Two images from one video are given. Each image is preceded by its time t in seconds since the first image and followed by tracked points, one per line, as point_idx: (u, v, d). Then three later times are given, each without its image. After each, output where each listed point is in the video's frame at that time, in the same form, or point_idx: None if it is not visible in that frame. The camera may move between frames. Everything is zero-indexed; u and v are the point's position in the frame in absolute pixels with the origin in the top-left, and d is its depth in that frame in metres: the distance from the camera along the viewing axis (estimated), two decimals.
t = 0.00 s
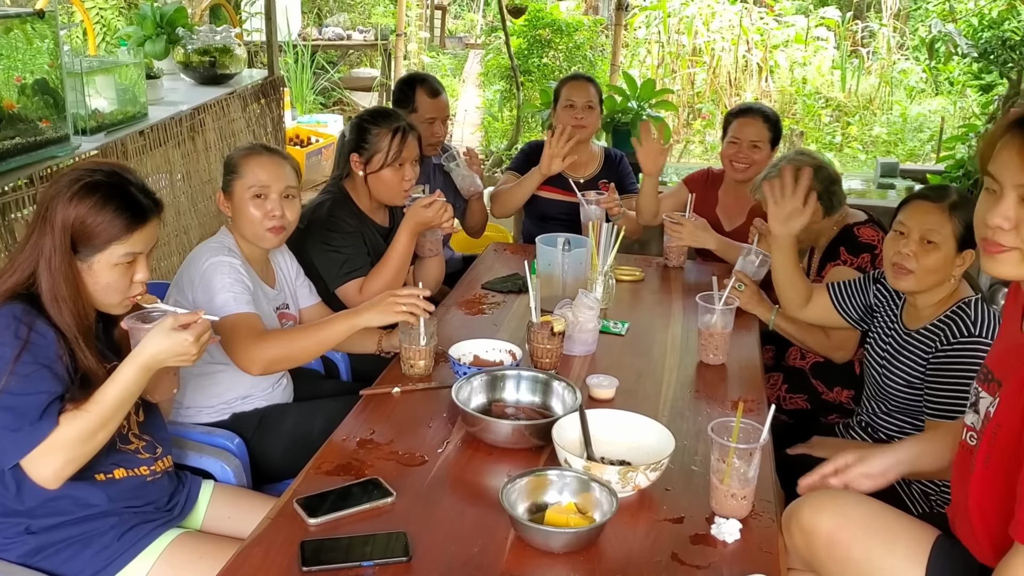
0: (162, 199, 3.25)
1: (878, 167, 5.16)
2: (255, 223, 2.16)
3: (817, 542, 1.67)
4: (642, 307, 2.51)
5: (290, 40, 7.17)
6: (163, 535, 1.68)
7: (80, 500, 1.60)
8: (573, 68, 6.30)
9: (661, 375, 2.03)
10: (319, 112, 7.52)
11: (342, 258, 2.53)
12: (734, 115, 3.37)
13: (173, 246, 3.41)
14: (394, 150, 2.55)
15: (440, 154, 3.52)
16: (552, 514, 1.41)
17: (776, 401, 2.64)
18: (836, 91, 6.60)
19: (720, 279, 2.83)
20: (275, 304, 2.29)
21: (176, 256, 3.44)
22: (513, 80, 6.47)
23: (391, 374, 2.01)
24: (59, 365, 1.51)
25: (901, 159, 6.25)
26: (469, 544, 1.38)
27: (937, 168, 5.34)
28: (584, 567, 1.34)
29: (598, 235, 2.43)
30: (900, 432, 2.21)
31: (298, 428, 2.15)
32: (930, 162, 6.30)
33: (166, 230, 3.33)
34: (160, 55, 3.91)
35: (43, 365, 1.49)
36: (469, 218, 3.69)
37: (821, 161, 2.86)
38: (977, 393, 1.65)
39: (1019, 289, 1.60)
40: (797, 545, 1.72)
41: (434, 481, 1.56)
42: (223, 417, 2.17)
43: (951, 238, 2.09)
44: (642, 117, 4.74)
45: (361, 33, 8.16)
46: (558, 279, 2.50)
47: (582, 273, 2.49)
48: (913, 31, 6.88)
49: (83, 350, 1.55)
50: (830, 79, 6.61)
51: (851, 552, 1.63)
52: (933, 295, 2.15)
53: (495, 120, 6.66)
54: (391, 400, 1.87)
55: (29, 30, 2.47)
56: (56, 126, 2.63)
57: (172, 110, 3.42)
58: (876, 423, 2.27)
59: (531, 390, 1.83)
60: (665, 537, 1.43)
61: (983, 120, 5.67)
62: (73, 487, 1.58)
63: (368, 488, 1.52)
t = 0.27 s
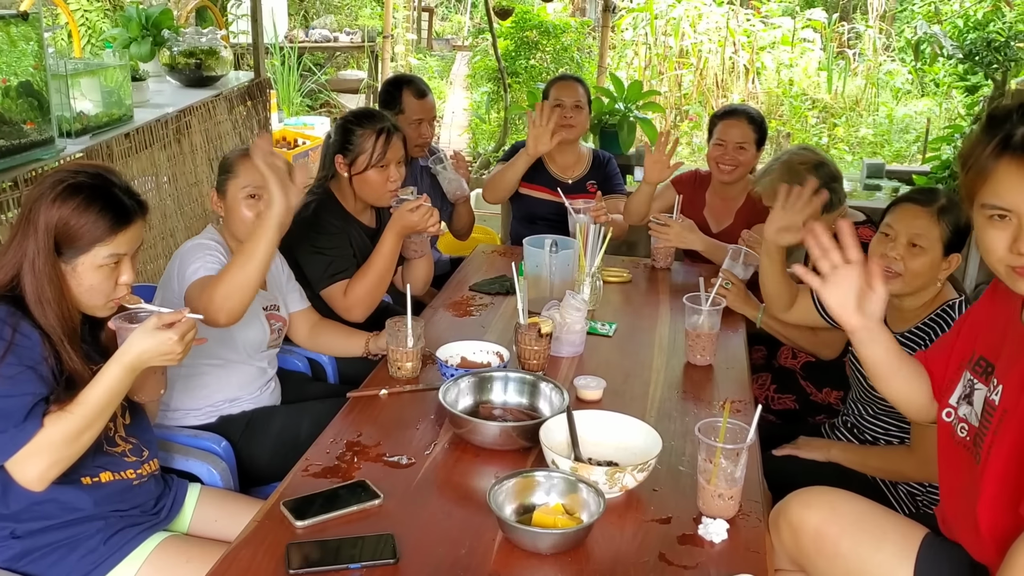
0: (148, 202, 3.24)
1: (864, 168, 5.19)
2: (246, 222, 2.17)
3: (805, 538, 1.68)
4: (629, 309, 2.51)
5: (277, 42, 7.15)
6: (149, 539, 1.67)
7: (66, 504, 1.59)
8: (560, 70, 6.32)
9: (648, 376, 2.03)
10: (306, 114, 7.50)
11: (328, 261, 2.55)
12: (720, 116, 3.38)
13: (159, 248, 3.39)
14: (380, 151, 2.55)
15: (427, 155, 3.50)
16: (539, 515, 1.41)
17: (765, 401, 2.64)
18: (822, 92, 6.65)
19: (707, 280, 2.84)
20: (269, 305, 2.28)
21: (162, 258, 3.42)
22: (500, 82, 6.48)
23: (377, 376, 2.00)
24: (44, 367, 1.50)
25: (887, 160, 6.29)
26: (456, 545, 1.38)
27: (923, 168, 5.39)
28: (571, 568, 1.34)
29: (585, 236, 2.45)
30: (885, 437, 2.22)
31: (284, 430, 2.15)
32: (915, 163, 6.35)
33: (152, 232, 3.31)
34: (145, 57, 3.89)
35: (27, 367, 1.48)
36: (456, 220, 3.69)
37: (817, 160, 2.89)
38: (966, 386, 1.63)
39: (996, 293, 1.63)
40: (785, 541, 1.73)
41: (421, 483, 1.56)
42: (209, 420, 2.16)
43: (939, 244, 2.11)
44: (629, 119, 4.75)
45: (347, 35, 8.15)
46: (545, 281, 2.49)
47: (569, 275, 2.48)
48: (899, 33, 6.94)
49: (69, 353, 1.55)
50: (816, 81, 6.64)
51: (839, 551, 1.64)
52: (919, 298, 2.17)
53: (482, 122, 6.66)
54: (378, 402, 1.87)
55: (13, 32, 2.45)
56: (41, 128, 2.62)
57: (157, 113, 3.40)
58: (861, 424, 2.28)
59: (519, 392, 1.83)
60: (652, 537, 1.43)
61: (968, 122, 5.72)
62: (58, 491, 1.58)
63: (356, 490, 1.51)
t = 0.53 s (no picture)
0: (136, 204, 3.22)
1: (855, 167, 5.20)
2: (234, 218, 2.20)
3: (800, 538, 1.67)
4: (621, 309, 2.51)
5: (267, 42, 7.12)
6: (138, 542, 1.65)
7: (55, 507, 1.58)
8: (551, 70, 6.32)
9: (640, 377, 2.03)
10: (296, 115, 7.48)
11: (315, 264, 2.52)
12: (705, 117, 3.39)
13: (148, 250, 3.38)
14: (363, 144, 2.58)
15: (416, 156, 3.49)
16: (531, 517, 1.40)
17: (757, 402, 2.64)
18: (813, 92, 6.63)
19: (699, 280, 2.84)
20: (250, 303, 2.28)
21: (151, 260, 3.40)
22: (491, 82, 6.47)
23: (368, 378, 1.99)
24: (31, 371, 1.49)
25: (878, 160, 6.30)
26: (448, 548, 1.37)
27: (913, 168, 5.41)
28: (563, 570, 1.33)
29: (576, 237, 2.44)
30: (875, 437, 2.22)
31: (274, 432, 2.13)
32: (906, 163, 6.37)
33: (141, 234, 3.30)
34: (134, 57, 3.88)
35: (15, 371, 1.47)
36: (447, 221, 3.68)
37: (817, 156, 2.92)
38: (956, 377, 1.66)
39: (983, 270, 1.68)
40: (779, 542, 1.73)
41: (412, 485, 1.55)
42: (198, 422, 2.14)
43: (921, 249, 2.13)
44: (620, 119, 4.75)
45: (338, 35, 8.12)
46: (536, 281, 2.49)
47: (560, 275, 2.48)
48: (889, 33, 6.98)
49: (55, 351, 1.54)
50: (807, 81, 6.66)
51: (833, 550, 1.63)
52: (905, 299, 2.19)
53: (473, 122, 6.65)
54: (369, 404, 1.86)
55: (2, 32, 2.44)
56: (29, 129, 2.60)
57: (146, 113, 3.38)
58: (852, 426, 2.28)
59: (510, 393, 1.82)
60: (645, 538, 1.42)
61: (958, 121, 5.76)
62: (47, 494, 1.57)
63: (347, 492, 1.50)
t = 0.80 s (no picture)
0: (126, 207, 3.22)
1: (846, 168, 5.22)
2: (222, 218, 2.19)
3: (792, 541, 1.67)
4: (613, 311, 2.51)
5: (257, 44, 7.12)
6: (129, 546, 1.65)
7: (44, 512, 1.58)
8: (542, 72, 6.32)
9: (632, 378, 2.03)
10: (287, 117, 7.47)
11: (299, 264, 2.55)
12: (686, 119, 3.40)
13: (140, 253, 3.37)
14: (353, 137, 2.63)
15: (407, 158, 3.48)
16: (524, 520, 1.40)
17: (749, 403, 2.65)
18: (803, 94, 6.66)
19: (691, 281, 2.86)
20: (242, 305, 2.28)
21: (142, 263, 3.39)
22: (482, 84, 6.48)
23: (361, 381, 1.99)
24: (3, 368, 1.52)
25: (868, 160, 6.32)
26: (441, 551, 1.37)
27: (903, 169, 5.44)
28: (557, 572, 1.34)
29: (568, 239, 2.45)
30: (862, 438, 2.22)
31: (266, 435, 2.13)
32: (896, 164, 6.40)
33: (132, 237, 3.29)
34: (124, 60, 3.87)
35: None
36: (438, 224, 3.69)
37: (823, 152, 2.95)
38: (956, 377, 1.67)
39: (985, 273, 1.67)
40: (772, 544, 1.73)
41: (405, 488, 1.55)
42: (188, 424, 2.14)
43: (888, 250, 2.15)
44: (611, 121, 4.76)
45: (329, 38, 8.12)
46: (528, 283, 2.50)
47: (552, 277, 2.49)
48: (879, 34, 7.01)
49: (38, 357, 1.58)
50: (798, 82, 6.68)
51: (825, 551, 1.64)
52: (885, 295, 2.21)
53: (465, 124, 6.65)
54: (362, 406, 1.86)
55: None
56: (19, 132, 2.62)
57: (137, 116, 3.37)
58: (840, 426, 2.28)
59: (502, 395, 1.82)
60: (638, 540, 1.43)
61: (948, 122, 5.79)
62: (35, 499, 1.56)
63: (339, 495, 1.50)
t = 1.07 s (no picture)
0: (120, 208, 3.22)
1: (840, 168, 5.23)
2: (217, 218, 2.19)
3: (789, 540, 1.67)
4: (607, 312, 2.52)
5: (252, 45, 7.12)
6: (125, 548, 1.64)
7: (37, 513, 1.58)
8: (536, 72, 6.32)
9: (627, 379, 2.03)
10: (281, 118, 7.47)
11: (291, 263, 2.55)
12: (671, 122, 3.41)
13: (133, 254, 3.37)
14: (350, 139, 2.64)
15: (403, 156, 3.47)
16: (518, 521, 1.41)
17: (745, 403, 2.65)
18: (798, 94, 6.71)
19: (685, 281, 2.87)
20: (236, 306, 2.28)
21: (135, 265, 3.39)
22: (477, 84, 6.48)
23: (356, 382, 1.99)
24: None
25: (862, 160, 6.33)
26: (436, 552, 1.37)
27: (897, 168, 5.46)
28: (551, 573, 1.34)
29: (563, 239, 2.45)
30: (856, 437, 2.22)
31: (261, 437, 2.13)
32: (890, 163, 6.41)
33: (126, 238, 3.29)
34: (118, 61, 3.88)
35: None
36: (433, 225, 3.69)
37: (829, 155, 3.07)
38: (955, 377, 1.68)
39: (985, 272, 1.69)
40: (768, 543, 1.73)
41: (400, 489, 1.55)
42: (183, 425, 2.14)
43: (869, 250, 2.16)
44: (606, 121, 4.77)
45: (323, 38, 8.12)
46: (522, 284, 2.50)
47: (546, 278, 2.49)
48: (872, 34, 7.03)
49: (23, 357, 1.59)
50: (792, 82, 6.69)
51: (819, 550, 1.64)
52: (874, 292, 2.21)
53: (459, 124, 6.64)
54: (356, 408, 1.86)
55: None
56: (12, 134, 2.72)
57: (130, 117, 3.37)
58: (833, 426, 2.28)
59: (497, 396, 1.82)
60: (633, 542, 1.43)
61: (942, 122, 5.81)
62: (27, 501, 1.57)
63: (334, 496, 1.50)
